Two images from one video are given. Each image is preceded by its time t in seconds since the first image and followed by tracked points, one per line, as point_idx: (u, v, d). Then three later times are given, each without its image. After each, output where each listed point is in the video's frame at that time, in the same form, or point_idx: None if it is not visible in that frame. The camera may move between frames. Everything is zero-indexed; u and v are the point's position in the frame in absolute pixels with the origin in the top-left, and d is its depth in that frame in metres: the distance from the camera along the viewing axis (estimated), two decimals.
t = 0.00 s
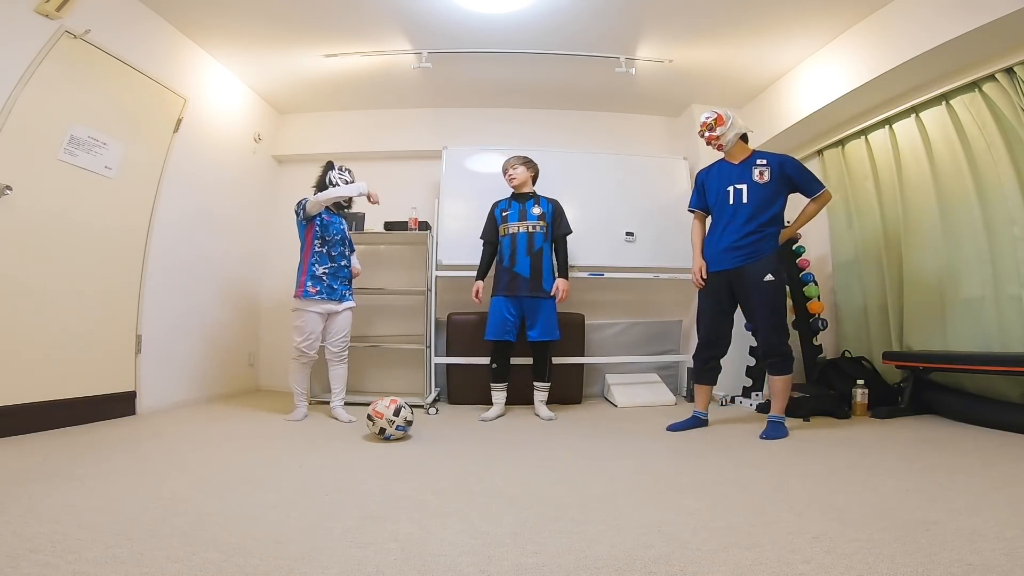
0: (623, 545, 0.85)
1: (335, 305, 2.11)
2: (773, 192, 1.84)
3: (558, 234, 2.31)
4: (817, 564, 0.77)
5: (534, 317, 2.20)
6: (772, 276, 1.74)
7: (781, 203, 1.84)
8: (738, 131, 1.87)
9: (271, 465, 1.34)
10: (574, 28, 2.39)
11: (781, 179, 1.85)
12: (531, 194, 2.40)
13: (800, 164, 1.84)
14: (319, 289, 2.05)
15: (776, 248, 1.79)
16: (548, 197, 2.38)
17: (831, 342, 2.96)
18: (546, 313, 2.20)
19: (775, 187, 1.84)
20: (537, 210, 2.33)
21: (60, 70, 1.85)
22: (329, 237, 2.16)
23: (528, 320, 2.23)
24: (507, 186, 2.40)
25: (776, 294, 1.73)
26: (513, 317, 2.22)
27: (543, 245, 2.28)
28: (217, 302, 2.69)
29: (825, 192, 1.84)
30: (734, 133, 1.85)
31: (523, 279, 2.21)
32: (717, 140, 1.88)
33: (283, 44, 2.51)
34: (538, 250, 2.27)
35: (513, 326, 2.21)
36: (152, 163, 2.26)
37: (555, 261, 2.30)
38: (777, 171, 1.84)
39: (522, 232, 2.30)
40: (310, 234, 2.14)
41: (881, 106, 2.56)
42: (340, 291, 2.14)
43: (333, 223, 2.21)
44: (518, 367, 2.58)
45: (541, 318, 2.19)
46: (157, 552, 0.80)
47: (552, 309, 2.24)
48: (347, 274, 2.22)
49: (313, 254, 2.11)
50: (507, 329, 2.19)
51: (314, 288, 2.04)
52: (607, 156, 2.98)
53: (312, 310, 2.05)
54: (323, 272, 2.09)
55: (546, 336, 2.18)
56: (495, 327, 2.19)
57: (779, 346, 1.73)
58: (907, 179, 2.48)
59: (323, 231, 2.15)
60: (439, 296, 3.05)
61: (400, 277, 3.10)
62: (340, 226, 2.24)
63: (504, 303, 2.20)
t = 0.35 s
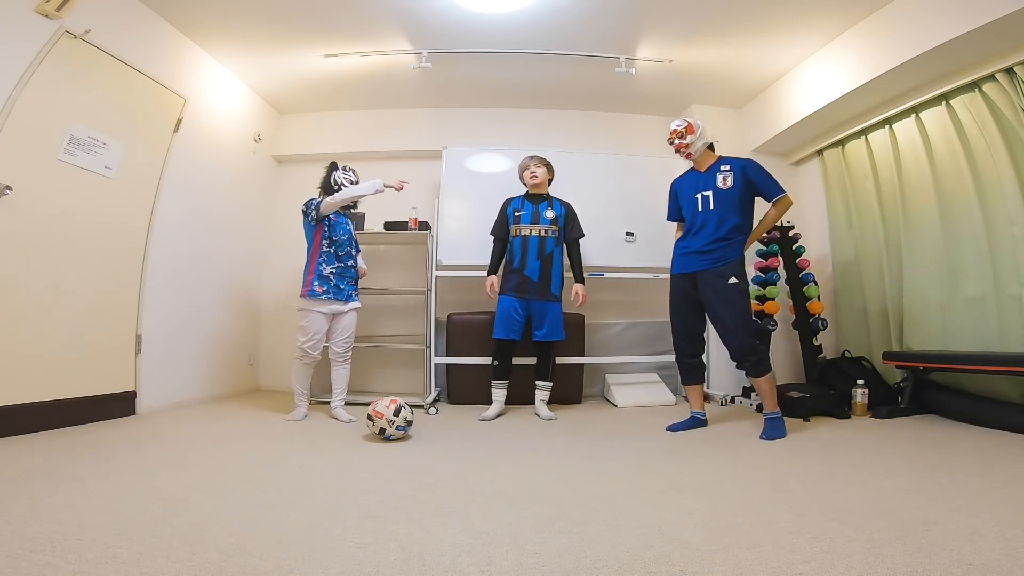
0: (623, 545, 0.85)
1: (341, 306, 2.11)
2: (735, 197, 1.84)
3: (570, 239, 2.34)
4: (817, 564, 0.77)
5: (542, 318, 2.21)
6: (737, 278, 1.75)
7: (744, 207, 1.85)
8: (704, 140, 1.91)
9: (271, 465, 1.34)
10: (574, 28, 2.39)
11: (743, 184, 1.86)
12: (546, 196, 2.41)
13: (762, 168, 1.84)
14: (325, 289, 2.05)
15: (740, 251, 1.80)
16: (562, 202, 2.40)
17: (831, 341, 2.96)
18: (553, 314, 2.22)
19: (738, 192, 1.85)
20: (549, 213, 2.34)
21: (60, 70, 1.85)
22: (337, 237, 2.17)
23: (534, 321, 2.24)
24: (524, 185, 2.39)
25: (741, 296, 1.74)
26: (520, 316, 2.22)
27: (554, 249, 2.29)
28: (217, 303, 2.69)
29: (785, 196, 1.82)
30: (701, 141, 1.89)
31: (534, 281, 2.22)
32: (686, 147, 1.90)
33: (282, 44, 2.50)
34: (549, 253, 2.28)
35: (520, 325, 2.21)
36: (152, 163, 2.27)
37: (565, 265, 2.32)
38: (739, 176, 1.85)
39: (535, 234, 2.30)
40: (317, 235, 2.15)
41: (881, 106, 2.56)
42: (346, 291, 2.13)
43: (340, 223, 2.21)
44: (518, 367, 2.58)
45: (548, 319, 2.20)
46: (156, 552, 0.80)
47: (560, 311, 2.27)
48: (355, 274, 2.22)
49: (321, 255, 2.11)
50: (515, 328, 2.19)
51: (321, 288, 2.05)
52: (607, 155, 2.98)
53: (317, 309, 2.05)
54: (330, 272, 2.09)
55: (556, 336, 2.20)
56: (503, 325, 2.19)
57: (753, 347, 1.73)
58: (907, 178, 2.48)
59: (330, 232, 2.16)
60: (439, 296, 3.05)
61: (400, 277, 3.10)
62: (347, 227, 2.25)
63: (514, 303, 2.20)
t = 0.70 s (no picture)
0: (623, 545, 0.85)
1: (350, 308, 2.13)
2: (713, 197, 1.85)
3: (564, 240, 2.34)
4: (817, 564, 0.77)
5: (537, 317, 2.21)
6: (716, 277, 1.74)
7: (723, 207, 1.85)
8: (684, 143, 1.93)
9: (271, 465, 1.34)
10: (574, 28, 2.39)
11: (720, 184, 1.87)
12: (542, 196, 2.40)
13: (737, 168, 1.86)
14: (336, 293, 2.07)
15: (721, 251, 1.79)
16: (558, 202, 2.40)
17: (831, 342, 2.95)
18: (548, 313, 2.21)
19: (716, 193, 1.86)
20: (545, 212, 2.34)
21: (60, 70, 1.85)
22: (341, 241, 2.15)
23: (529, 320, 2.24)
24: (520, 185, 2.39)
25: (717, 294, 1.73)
26: (514, 315, 2.22)
27: (549, 248, 2.29)
28: (218, 303, 2.70)
29: (758, 197, 1.85)
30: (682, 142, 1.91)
31: (529, 281, 2.22)
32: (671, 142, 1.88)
33: (282, 44, 2.51)
34: (544, 252, 2.28)
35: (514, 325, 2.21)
36: (152, 163, 2.26)
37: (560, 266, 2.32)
38: (715, 176, 1.87)
39: (529, 233, 2.29)
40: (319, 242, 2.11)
41: (881, 106, 2.56)
42: (357, 294, 2.17)
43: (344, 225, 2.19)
44: (518, 367, 2.58)
45: (544, 318, 2.20)
46: (156, 552, 0.80)
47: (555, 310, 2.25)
48: (363, 276, 2.23)
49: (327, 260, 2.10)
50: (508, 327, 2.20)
51: (331, 293, 2.06)
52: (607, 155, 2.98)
53: (327, 310, 2.05)
54: (339, 276, 2.09)
55: (551, 336, 2.20)
56: (497, 325, 2.19)
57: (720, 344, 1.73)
58: (907, 179, 2.48)
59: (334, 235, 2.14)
60: (439, 296, 3.05)
61: (400, 276, 3.11)
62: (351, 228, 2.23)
63: (508, 302, 2.20)
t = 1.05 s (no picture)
0: (623, 545, 0.85)
1: (354, 306, 2.11)
2: (705, 195, 1.85)
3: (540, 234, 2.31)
4: (816, 564, 0.77)
5: (517, 318, 2.20)
6: (708, 276, 1.74)
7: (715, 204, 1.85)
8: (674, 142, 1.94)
9: (270, 465, 1.34)
10: (574, 28, 2.39)
11: (712, 182, 1.87)
12: (514, 194, 2.39)
13: (729, 166, 1.86)
14: (339, 290, 2.06)
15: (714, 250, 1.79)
16: (529, 197, 2.37)
17: (832, 342, 2.95)
18: (529, 311, 2.19)
19: (707, 190, 1.86)
20: (515, 210, 2.33)
21: (60, 69, 1.85)
22: (341, 242, 2.13)
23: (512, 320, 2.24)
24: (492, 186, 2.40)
25: (708, 294, 1.73)
26: (497, 316, 2.23)
27: (523, 245, 2.28)
28: (218, 303, 2.70)
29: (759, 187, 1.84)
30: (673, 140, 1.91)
31: (505, 280, 2.22)
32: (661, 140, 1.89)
33: (282, 44, 2.51)
34: (518, 249, 2.27)
35: (496, 325, 2.21)
36: (152, 163, 2.26)
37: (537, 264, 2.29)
38: (707, 175, 1.87)
39: (503, 233, 2.31)
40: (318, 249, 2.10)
41: (881, 106, 2.55)
42: (359, 293, 2.15)
43: (345, 226, 2.18)
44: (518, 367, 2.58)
45: (523, 320, 2.18)
46: (155, 552, 0.80)
47: (536, 307, 2.23)
48: (365, 276, 2.22)
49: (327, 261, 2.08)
50: (490, 328, 2.20)
51: (335, 290, 2.04)
52: (607, 155, 2.98)
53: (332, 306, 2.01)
54: (341, 276, 2.08)
55: (529, 336, 2.18)
56: (479, 327, 2.21)
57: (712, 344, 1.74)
58: (907, 179, 2.48)
59: (333, 237, 2.12)
60: (439, 296, 3.05)
61: (400, 276, 3.11)
62: (352, 228, 2.21)
63: (486, 303, 2.21)
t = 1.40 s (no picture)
0: (622, 545, 0.85)
1: (337, 300, 2.05)
2: (700, 192, 1.84)
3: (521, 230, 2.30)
4: (816, 564, 0.77)
5: (508, 315, 2.20)
6: (702, 276, 1.73)
7: (711, 200, 1.83)
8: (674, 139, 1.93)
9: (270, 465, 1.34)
10: (574, 28, 2.39)
11: (708, 179, 1.84)
12: (494, 192, 2.39)
13: (726, 159, 1.81)
14: (320, 283, 2.00)
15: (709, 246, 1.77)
16: (509, 194, 2.37)
17: (832, 342, 2.95)
18: (521, 308, 2.20)
19: (703, 187, 1.84)
20: (497, 208, 2.33)
21: (60, 69, 1.85)
22: (321, 235, 2.06)
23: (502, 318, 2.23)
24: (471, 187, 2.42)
25: (706, 294, 1.72)
26: (488, 316, 2.22)
27: (507, 241, 2.28)
28: (218, 302, 2.70)
29: (759, 177, 1.72)
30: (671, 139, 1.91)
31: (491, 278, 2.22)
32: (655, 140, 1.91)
33: (282, 44, 2.51)
34: (504, 246, 2.27)
35: (488, 325, 2.21)
36: (152, 163, 2.26)
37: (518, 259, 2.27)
38: (703, 171, 1.84)
39: (486, 232, 2.31)
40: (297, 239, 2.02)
41: (881, 106, 2.56)
42: (341, 287, 2.09)
43: (327, 218, 2.11)
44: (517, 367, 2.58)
45: (515, 316, 2.18)
46: (155, 552, 0.80)
47: (529, 304, 2.23)
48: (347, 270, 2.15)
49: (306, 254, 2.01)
50: (482, 328, 2.20)
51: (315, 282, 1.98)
52: (607, 156, 2.98)
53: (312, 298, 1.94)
54: (322, 269, 2.01)
55: (522, 332, 2.17)
56: (469, 328, 2.21)
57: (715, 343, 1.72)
58: (907, 179, 2.48)
59: (314, 229, 2.05)
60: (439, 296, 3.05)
61: (400, 276, 3.11)
62: (335, 221, 2.15)
63: (476, 304, 2.22)
